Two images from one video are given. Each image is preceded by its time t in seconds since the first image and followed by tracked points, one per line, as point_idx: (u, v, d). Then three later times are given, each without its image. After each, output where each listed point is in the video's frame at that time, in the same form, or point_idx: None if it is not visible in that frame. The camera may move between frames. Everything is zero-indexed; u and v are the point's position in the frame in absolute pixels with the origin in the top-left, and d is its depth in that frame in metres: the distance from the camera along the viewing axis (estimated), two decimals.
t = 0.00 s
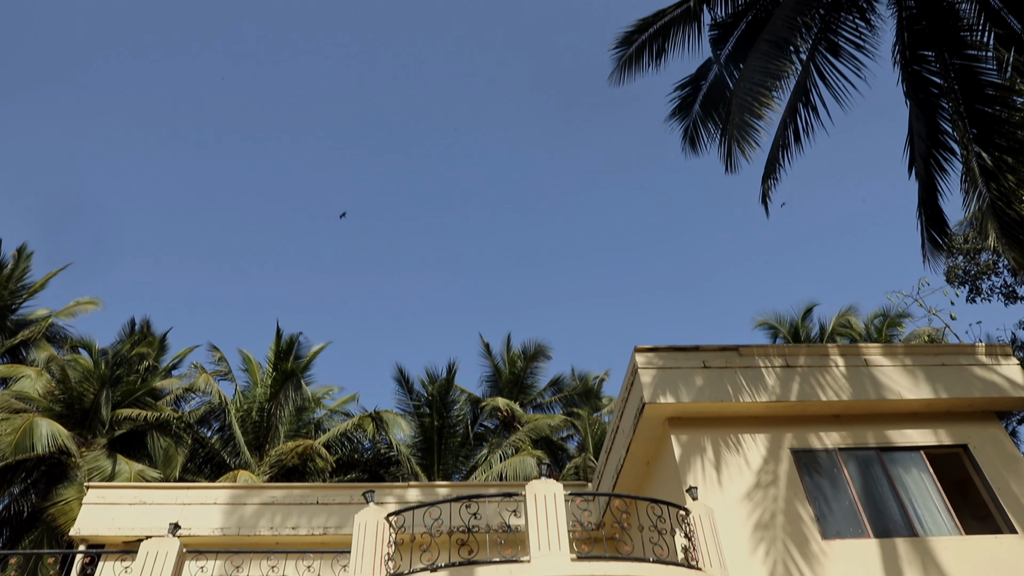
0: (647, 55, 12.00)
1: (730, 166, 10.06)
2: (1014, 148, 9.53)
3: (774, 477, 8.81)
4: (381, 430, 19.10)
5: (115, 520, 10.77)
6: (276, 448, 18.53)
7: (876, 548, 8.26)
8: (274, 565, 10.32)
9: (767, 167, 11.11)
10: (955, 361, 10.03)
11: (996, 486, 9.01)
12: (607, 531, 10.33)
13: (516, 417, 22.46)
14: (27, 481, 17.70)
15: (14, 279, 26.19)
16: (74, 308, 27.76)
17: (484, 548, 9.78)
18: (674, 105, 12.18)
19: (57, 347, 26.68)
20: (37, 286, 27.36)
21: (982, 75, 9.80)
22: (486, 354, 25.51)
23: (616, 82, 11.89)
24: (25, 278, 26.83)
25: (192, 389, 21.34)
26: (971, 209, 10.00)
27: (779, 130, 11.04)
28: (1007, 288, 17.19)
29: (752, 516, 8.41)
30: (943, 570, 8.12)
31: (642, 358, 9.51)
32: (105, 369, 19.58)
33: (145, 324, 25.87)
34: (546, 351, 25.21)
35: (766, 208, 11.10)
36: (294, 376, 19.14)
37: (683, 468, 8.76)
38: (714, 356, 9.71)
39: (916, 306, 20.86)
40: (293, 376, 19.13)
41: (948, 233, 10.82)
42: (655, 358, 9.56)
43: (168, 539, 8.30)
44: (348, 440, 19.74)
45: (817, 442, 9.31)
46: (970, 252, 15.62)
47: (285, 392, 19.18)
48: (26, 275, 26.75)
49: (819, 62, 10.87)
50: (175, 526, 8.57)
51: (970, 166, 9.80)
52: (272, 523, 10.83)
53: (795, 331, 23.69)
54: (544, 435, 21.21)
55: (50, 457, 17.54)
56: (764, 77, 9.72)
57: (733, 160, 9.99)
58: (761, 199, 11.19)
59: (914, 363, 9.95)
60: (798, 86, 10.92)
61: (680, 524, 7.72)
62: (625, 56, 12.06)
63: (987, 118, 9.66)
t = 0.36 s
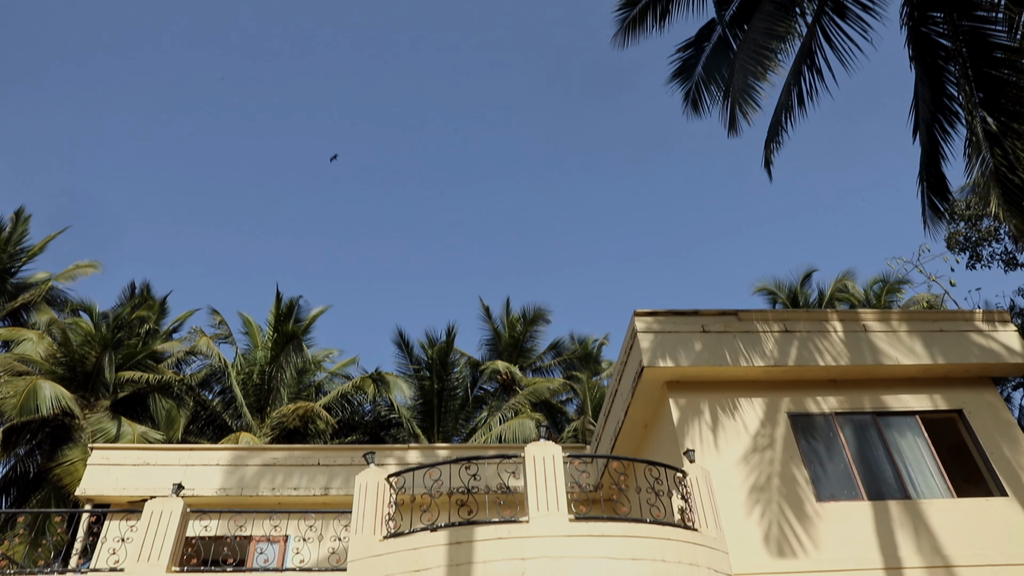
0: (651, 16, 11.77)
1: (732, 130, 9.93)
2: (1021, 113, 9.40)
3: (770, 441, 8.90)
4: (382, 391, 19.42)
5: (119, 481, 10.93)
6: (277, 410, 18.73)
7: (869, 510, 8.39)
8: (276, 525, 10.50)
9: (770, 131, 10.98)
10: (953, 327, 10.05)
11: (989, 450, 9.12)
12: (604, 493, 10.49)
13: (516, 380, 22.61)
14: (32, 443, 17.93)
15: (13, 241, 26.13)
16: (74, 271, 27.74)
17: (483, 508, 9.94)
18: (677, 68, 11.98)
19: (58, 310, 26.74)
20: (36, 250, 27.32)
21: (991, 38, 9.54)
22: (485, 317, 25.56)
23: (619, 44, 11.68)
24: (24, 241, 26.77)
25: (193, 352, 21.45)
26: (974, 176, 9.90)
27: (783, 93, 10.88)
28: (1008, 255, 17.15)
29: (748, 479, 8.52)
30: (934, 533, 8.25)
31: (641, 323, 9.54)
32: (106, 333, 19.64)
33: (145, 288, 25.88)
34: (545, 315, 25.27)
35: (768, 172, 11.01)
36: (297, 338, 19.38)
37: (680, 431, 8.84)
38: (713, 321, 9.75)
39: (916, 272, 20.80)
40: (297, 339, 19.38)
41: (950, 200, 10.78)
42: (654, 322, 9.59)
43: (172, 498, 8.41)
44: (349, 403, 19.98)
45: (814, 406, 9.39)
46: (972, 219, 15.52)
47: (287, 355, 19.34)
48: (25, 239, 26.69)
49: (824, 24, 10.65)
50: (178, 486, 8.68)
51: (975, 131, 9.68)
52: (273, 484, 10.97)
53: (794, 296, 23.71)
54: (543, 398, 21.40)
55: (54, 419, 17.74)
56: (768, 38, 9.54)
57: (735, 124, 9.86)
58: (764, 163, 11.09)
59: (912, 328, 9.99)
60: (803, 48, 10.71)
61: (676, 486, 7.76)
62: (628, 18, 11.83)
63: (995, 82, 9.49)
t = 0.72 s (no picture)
0: None
1: (735, 92, 9.78)
2: None
3: (767, 405, 8.98)
4: (382, 353, 19.63)
5: (122, 442, 11.06)
6: (277, 373, 18.87)
7: (863, 473, 8.51)
8: (278, 485, 10.65)
9: (773, 94, 10.82)
10: (952, 293, 10.06)
11: (984, 416, 9.21)
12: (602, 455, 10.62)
13: (515, 343, 22.69)
14: (36, 404, 18.00)
15: (10, 203, 25.96)
16: (72, 234, 27.62)
17: (482, 470, 10.08)
18: (679, 28, 11.74)
19: (57, 273, 26.69)
20: (34, 212, 27.17)
21: None
22: (485, 281, 25.57)
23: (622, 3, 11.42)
24: (20, 204, 26.60)
25: (193, 315, 21.49)
26: (979, 141, 9.74)
27: (787, 55, 10.69)
28: (1009, 222, 17.08)
29: (744, 442, 8.62)
30: (927, 495, 8.39)
31: (641, 287, 9.54)
32: (106, 296, 19.61)
33: (143, 250, 25.79)
34: (544, 280, 25.27)
35: (770, 136, 10.88)
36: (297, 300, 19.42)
37: (678, 394, 8.91)
38: (712, 285, 9.76)
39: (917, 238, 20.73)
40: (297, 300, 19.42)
41: (954, 165, 10.65)
42: (654, 287, 9.59)
43: (174, 460, 8.46)
44: (349, 365, 20.06)
45: (811, 371, 9.44)
46: (974, 185, 15.41)
47: (287, 318, 19.43)
48: (22, 201, 26.51)
49: None
50: (181, 448, 8.75)
51: (982, 95, 9.47)
52: (275, 446, 11.08)
53: (794, 262, 23.68)
54: (542, 362, 21.55)
55: (57, 380, 17.81)
56: None
57: (738, 85, 9.70)
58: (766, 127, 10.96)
59: (911, 294, 10.01)
60: (809, 8, 10.49)
61: (674, 449, 7.84)
62: None
63: (1006, 45, 9.29)
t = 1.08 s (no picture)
0: None
1: (737, 56, 9.62)
2: None
3: (764, 371, 9.03)
4: (382, 319, 19.71)
5: (124, 407, 11.16)
6: (277, 339, 18.95)
7: (858, 439, 8.60)
8: (279, 450, 10.78)
9: (777, 59, 10.65)
10: (952, 262, 10.03)
11: (979, 383, 9.27)
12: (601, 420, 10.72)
13: (514, 310, 22.66)
14: (37, 369, 18.11)
15: (5, 168, 25.70)
16: (69, 200, 27.42)
17: (481, 434, 10.20)
18: None
19: (55, 239, 26.54)
20: (30, 178, 26.94)
21: None
22: (484, 247, 25.46)
23: None
24: (15, 168, 26.33)
25: (192, 281, 21.47)
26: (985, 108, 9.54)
27: (791, 20, 10.49)
28: (1012, 191, 16.97)
29: (741, 408, 8.69)
30: (921, 461, 8.49)
31: (640, 254, 9.50)
32: (104, 262, 19.55)
33: (141, 216, 25.63)
34: (543, 246, 25.17)
35: (772, 103, 10.75)
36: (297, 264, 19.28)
37: (676, 360, 8.94)
38: (712, 253, 9.70)
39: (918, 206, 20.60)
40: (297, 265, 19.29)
41: (960, 133, 10.47)
42: (653, 253, 9.56)
43: (176, 425, 8.50)
44: (348, 330, 20.08)
45: (809, 338, 9.47)
46: (978, 153, 15.24)
47: (286, 284, 19.45)
48: (17, 165, 26.24)
49: None
50: (182, 412, 8.81)
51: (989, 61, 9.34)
52: (275, 411, 11.18)
53: (794, 229, 23.59)
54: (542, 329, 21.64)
55: (57, 346, 17.87)
56: None
57: (741, 49, 9.54)
58: (768, 94, 10.81)
59: (911, 263, 9.98)
60: None
61: (671, 415, 7.90)
62: None
63: (1015, 10, 9.46)
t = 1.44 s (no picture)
0: None
1: (741, 16, 9.42)
2: None
3: (761, 337, 9.06)
4: (380, 284, 19.88)
5: (125, 369, 11.22)
6: (275, 303, 18.99)
7: (853, 405, 8.67)
8: (279, 412, 10.89)
9: (781, 21, 10.46)
10: (952, 230, 9.99)
11: (975, 351, 9.32)
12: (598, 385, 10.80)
13: (513, 275, 22.69)
14: (37, 333, 18.13)
15: None
16: (65, 162, 27.18)
17: (479, 398, 10.31)
18: None
19: (52, 202, 26.38)
20: (24, 139, 26.67)
21: None
22: (483, 212, 25.34)
23: None
24: (9, 130, 26.04)
25: (191, 245, 21.40)
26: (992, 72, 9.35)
27: None
28: (1015, 157, 16.83)
29: (737, 372, 8.74)
30: (914, 427, 8.58)
31: (640, 219, 9.45)
32: (102, 225, 19.45)
33: (138, 179, 25.43)
34: (542, 211, 25.06)
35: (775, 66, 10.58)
36: (292, 228, 19.33)
37: (674, 324, 8.95)
38: (711, 218, 9.66)
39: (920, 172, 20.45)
40: (292, 229, 19.34)
41: (965, 100, 10.30)
42: (652, 219, 9.51)
43: (176, 389, 8.56)
44: (347, 295, 20.29)
45: (807, 305, 9.48)
46: (982, 120, 15.05)
47: (285, 249, 19.50)
48: (10, 127, 25.94)
49: None
50: (182, 376, 8.86)
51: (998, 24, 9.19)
52: (274, 374, 11.27)
53: (794, 195, 23.47)
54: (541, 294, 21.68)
55: (56, 310, 17.88)
56: None
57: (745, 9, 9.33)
58: (771, 57, 10.64)
59: (911, 230, 9.94)
60: None
61: (668, 380, 7.95)
62: None
63: None
